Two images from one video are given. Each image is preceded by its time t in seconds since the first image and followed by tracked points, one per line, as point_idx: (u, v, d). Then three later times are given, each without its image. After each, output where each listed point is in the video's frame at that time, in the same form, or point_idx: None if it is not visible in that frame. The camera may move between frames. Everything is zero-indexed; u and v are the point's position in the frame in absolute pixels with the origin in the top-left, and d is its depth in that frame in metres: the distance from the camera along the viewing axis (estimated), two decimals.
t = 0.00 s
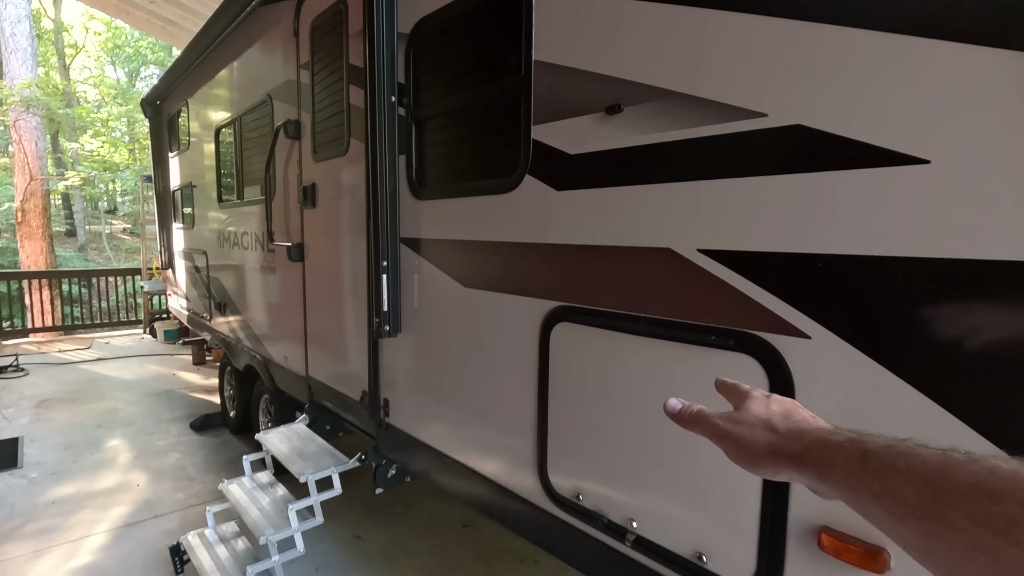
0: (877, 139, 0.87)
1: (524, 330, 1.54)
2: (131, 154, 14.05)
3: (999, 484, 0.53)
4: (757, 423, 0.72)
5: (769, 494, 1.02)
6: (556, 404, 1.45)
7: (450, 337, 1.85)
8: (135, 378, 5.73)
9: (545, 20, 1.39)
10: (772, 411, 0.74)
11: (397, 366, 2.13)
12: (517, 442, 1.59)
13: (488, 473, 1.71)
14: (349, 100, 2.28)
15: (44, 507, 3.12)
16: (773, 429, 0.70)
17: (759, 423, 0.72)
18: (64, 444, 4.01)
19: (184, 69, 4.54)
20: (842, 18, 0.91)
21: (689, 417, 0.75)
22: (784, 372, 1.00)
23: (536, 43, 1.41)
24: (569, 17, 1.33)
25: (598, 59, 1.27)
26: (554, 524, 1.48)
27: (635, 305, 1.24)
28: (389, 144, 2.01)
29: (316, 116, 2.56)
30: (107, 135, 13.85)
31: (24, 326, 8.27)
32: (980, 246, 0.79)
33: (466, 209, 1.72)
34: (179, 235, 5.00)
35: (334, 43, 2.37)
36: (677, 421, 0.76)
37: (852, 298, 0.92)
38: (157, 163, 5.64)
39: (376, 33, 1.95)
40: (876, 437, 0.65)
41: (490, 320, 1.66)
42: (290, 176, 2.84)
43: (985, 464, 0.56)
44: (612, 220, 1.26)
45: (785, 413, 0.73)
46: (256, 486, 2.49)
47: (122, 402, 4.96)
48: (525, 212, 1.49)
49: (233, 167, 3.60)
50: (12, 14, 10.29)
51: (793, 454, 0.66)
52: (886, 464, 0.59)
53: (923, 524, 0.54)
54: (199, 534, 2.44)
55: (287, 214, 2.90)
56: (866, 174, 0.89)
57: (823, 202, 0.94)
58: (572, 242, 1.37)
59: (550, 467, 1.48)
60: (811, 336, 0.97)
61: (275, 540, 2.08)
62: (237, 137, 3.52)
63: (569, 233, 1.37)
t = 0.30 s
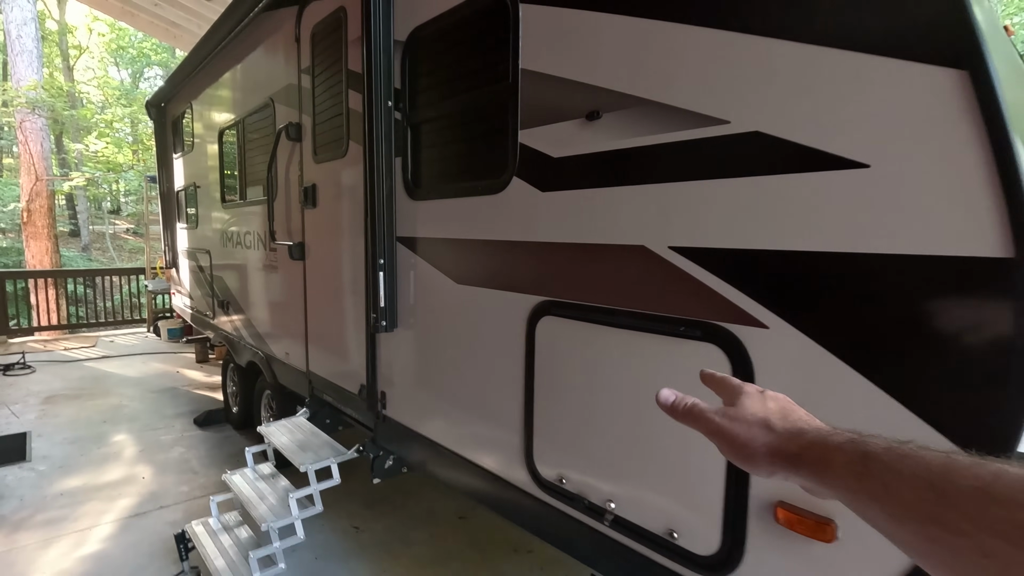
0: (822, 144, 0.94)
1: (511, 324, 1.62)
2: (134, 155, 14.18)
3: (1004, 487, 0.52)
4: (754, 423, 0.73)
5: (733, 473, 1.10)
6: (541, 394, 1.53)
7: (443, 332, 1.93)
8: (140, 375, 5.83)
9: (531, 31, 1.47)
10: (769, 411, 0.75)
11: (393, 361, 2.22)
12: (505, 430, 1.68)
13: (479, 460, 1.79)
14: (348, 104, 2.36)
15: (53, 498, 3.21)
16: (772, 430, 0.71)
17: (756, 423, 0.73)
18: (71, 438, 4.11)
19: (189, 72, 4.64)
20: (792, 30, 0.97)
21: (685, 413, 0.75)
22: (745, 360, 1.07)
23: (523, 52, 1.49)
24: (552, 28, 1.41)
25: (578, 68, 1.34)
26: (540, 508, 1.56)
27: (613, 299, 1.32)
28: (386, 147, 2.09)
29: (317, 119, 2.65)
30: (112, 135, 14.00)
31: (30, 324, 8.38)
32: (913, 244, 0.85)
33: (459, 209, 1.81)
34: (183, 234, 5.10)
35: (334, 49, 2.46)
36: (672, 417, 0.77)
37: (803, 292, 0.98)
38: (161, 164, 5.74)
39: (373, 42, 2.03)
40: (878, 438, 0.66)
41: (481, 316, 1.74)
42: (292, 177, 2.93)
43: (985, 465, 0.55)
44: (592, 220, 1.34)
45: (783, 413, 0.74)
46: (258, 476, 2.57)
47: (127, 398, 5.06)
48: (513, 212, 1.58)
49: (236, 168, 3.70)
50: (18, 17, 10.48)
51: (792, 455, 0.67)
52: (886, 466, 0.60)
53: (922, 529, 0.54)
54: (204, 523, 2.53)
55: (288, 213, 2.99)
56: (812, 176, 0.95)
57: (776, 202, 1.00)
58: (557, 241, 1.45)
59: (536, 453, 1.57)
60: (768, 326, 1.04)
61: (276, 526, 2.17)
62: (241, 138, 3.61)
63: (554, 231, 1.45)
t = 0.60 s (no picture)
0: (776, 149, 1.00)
1: (496, 320, 1.68)
2: (135, 155, 14.26)
3: None
4: (824, 414, 0.65)
5: (696, 460, 1.16)
6: (523, 387, 1.59)
7: (433, 328, 2.00)
8: (140, 373, 5.90)
9: (514, 38, 1.54)
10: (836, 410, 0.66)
11: (385, 357, 2.28)
12: (491, 422, 1.74)
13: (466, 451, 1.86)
14: (343, 106, 2.43)
15: (54, 491, 3.28)
16: (844, 429, 0.63)
17: (824, 415, 0.65)
18: (72, 434, 4.17)
19: (189, 73, 4.70)
20: (750, 41, 1.03)
21: (742, 371, 0.68)
22: (706, 353, 1.13)
23: (506, 59, 1.56)
24: (534, 36, 1.48)
25: (557, 74, 1.41)
26: (523, 497, 1.63)
27: (589, 296, 1.38)
28: (378, 149, 2.15)
29: (313, 121, 2.71)
30: (113, 135, 14.07)
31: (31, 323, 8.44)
32: (856, 244, 0.92)
33: (447, 209, 1.88)
34: (183, 234, 5.16)
35: (329, 53, 2.52)
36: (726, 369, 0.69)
37: (759, 288, 1.05)
38: (162, 164, 5.81)
39: (366, 47, 2.10)
40: (973, 470, 0.56)
41: (468, 312, 1.81)
42: (289, 177, 3.00)
43: None
44: (571, 220, 1.41)
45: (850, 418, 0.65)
46: (254, 469, 2.64)
47: (127, 395, 5.13)
48: (498, 212, 1.64)
49: (235, 169, 3.77)
50: (21, 17, 10.63)
51: (865, 465, 0.58)
52: (988, 497, 0.49)
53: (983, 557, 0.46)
54: (200, 514, 2.59)
55: (285, 213, 3.05)
56: (769, 179, 1.01)
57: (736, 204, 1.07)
58: (538, 240, 1.51)
59: (518, 443, 1.63)
60: (729, 320, 1.10)
61: (270, 516, 2.24)
62: (240, 139, 3.68)
63: (535, 231, 1.52)
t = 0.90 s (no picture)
0: (744, 167, 1.05)
1: (484, 327, 1.74)
2: (137, 159, 14.36)
3: None
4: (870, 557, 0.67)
5: (671, 463, 1.21)
6: (509, 393, 1.64)
7: (424, 335, 2.05)
8: (139, 376, 5.95)
9: (501, 56, 1.59)
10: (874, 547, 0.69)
11: (379, 362, 2.33)
12: (480, 427, 1.80)
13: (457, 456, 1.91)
14: (338, 117, 2.49)
15: (53, 493, 3.32)
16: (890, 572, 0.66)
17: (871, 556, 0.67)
18: (71, 437, 4.22)
19: (191, 80, 4.76)
20: (719, 64, 1.09)
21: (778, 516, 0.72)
22: (679, 360, 1.18)
23: (494, 76, 1.62)
24: (519, 54, 1.53)
25: (541, 92, 1.46)
26: (509, 499, 1.68)
27: (571, 304, 1.43)
28: (372, 160, 2.21)
29: (309, 130, 2.77)
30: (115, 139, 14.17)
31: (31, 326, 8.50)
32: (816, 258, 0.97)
33: (439, 219, 1.93)
34: (183, 239, 5.22)
35: (326, 64, 2.58)
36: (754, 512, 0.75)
37: (728, 298, 1.10)
38: (162, 169, 5.87)
39: (361, 61, 2.16)
40: None
41: (459, 319, 1.86)
42: (286, 185, 3.06)
43: None
44: (555, 230, 1.46)
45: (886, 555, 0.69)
46: (250, 472, 2.68)
47: (126, 398, 5.17)
48: (486, 223, 1.70)
49: (235, 176, 3.83)
50: (25, 24, 10.74)
51: None
52: None
53: None
54: (197, 516, 2.63)
55: (283, 220, 3.11)
56: (736, 195, 1.07)
57: (706, 218, 1.12)
58: (524, 250, 1.57)
59: (505, 446, 1.68)
60: (700, 329, 1.15)
61: (265, 518, 2.28)
62: (240, 147, 3.74)
63: (521, 241, 1.57)
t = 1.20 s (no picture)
0: (717, 181, 1.09)
1: (475, 335, 1.78)
2: (143, 164, 14.49)
3: None
4: None
5: (650, 468, 1.24)
6: (498, 399, 1.68)
7: (418, 341, 2.09)
8: (143, 380, 6.01)
9: (490, 71, 1.63)
10: None
11: (374, 367, 2.37)
12: (471, 432, 1.83)
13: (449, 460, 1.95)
14: (335, 127, 2.54)
15: (56, 496, 3.37)
16: None
17: None
18: (75, 440, 4.28)
19: (194, 88, 4.83)
20: (693, 81, 1.12)
21: None
22: (657, 367, 1.21)
23: (483, 90, 1.66)
24: (507, 69, 1.57)
25: (527, 106, 1.50)
26: (498, 503, 1.71)
27: (556, 313, 1.47)
28: (367, 170, 2.26)
29: (308, 139, 2.82)
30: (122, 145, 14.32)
31: (37, 330, 8.59)
32: (784, 270, 1.00)
33: (431, 228, 1.97)
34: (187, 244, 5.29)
35: (324, 75, 2.63)
36: None
37: (703, 309, 1.13)
38: (167, 176, 5.94)
39: (357, 73, 2.21)
40: None
41: (450, 326, 1.90)
42: (286, 192, 3.11)
43: None
44: (540, 240, 1.50)
45: None
46: (248, 476, 2.71)
47: (129, 402, 5.24)
48: (476, 232, 1.74)
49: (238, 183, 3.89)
50: (33, 32, 10.90)
51: None
52: None
53: None
54: (196, 519, 2.68)
55: (282, 227, 3.16)
56: (710, 209, 1.10)
57: (681, 231, 1.15)
58: (512, 259, 1.60)
59: (494, 450, 1.72)
60: (677, 338, 1.18)
61: (262, 521, 2.31)
62: (241, 155, 3.80)
63: (509, 251, 1.61)
